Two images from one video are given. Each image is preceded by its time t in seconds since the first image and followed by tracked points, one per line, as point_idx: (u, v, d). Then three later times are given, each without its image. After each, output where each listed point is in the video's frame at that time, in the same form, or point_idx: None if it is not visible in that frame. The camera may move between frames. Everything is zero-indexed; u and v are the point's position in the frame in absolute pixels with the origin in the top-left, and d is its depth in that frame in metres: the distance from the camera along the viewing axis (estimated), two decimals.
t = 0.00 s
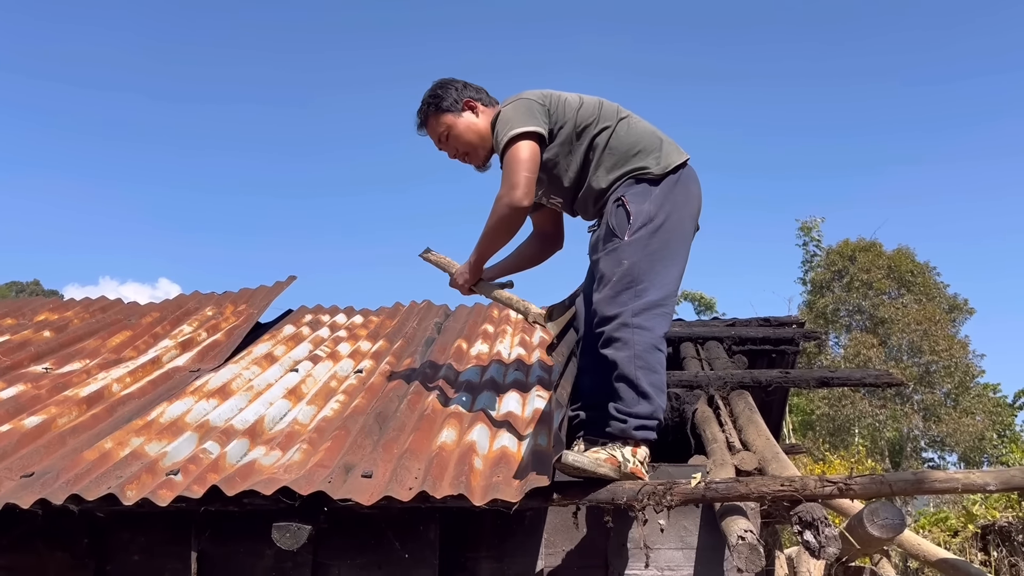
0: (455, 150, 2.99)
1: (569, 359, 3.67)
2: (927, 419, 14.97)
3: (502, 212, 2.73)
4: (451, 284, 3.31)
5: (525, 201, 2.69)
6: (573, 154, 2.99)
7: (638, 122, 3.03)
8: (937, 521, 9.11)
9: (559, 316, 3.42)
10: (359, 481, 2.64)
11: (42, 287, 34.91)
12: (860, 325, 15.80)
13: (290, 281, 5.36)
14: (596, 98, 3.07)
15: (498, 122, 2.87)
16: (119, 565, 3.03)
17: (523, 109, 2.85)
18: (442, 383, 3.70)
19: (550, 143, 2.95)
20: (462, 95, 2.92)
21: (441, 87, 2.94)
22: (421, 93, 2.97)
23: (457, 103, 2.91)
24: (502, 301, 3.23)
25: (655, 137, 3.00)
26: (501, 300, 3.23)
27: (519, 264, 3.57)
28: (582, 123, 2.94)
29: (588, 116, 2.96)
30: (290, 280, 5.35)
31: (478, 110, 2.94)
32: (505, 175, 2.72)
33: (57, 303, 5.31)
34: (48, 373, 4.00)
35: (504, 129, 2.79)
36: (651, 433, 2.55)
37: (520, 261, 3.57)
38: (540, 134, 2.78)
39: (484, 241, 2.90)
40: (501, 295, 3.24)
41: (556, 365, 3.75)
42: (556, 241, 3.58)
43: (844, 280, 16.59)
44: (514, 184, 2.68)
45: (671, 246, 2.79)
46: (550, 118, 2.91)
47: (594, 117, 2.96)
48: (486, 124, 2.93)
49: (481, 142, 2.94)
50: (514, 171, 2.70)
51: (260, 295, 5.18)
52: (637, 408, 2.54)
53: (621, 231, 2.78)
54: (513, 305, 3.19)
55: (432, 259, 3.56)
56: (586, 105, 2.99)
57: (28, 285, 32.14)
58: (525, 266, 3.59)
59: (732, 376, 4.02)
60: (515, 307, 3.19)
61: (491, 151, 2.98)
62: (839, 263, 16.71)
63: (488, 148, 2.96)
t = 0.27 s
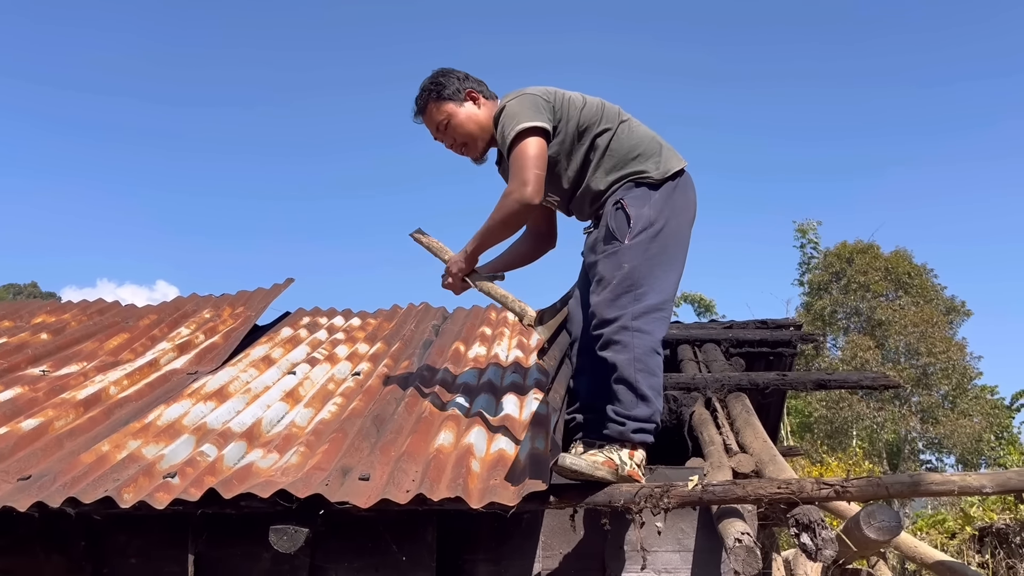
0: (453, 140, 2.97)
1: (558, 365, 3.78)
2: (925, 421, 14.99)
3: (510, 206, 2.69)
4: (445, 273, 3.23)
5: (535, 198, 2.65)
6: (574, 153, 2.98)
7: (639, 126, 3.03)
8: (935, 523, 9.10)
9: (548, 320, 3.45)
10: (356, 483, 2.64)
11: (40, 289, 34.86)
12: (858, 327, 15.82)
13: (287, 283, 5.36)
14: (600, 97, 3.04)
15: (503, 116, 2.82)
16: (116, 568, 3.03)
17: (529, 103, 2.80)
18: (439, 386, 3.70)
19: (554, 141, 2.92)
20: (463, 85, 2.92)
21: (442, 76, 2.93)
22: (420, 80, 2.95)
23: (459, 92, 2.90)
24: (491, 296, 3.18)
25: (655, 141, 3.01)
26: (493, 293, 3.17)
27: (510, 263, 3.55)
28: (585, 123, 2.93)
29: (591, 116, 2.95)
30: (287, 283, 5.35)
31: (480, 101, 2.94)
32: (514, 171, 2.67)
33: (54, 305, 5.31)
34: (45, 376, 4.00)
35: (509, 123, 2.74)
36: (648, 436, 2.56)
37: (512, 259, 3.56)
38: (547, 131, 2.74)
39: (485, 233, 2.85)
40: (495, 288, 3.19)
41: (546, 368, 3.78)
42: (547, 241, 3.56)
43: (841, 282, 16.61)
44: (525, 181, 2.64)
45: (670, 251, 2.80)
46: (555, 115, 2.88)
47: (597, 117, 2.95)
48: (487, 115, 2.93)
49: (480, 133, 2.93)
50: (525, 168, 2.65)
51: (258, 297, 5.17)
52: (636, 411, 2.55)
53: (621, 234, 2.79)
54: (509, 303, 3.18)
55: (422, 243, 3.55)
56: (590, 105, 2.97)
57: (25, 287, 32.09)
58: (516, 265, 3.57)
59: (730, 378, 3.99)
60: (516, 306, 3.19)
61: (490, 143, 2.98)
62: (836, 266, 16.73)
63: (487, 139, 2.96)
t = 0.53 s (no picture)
0: (452, 134, 2.96)
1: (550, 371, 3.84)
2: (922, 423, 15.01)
3: (510, 202, 2.68)
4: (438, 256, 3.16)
5: (535, 196, 2.65)
6: (573, 152, 2.99)
7: (638, 127, 3.03)
8: (932, 525, 9.09)
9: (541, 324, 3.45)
10: (353, 487, 2.64)
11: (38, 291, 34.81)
12: (855, 329, 15.84)
13: (285, 286, 5.36)
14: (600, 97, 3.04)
15: (503, 112, 2.82)
16: (112, 571, 3.03)
17: (530, 101, 2.81)
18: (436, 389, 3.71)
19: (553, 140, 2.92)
20: (464, 79, 2.92)
21: (443, 70, 2.93)
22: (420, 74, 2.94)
23: (461, 86, 2.90)
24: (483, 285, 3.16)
25: (654, 144, 3.01)
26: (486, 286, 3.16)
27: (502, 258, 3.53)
28: (585, 123, 2.93)
29: (591, 116, 2.95)
30: (285, 285, 5.35)
31: (480, 96, 2.94)
32: (515, 167, 2.67)
33: (52, 308, 5.31)
34: (42, 379, 3.99)
35: (510, 119, 2.75)
36: (645, 439, 2.57)
37: (504, 254, 3.53)
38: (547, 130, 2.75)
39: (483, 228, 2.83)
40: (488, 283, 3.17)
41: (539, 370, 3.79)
42: (540, 240, 3.56)
43: (839, 285, 16.63)
44: (526, 178, 2.64)
45: (668, 254, 2.81)
46: (555, 114, 2.88)
47: (597, 117, 2.95)
48: (487, 110, 2.93)
49: (480, 128, 2.94)
50: (526, 165, 2.65)
51: (256, 299, 5.18)
52: (633, 414, 2.55)
53: (619, 237, 2.79)
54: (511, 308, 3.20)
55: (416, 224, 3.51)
56: (590, 105, 2.97)
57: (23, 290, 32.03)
58: (506, 259, 3.55)
59: (726, 382, 4.04)
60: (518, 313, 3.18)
61: (489, 139, 2.99)
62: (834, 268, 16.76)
63: (487, 135, 2.96)
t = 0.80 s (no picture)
0: (451, 136, 2.97)
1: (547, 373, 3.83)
2: (919, 425, 15.03)
3: (503, 193, 2.66)
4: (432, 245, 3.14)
5: (529, 190, 2.63)
6: (571, 151, 2.99)
7: (636, 128, 3.04)
8: (929, 528, 9.09)
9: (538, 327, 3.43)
10: (349, 489, 2.64)
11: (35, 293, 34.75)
12: (852, 332, 15.87)
13: (282, 288, 5.35)
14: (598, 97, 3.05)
15: (501, 110, 2.82)
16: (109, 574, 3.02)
17: (529, 98, 2.81)
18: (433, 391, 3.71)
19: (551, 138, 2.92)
20: (459, 80, 2.90)
21: (438, 71, 2.92)
22: (415, 76, 2.94)
23: (455, 88, 2.89)
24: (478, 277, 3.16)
25: (652, 145, 3.02)
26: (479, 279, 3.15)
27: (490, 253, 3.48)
28: (583, 122, 2.94)
29: (589, 115, 2.95)
30: (282, 287, 5.35)
31: (476, 96, 2.93)
32: (510, 160, 2.67)
33: (49, 310, 5.30)
34: (39, 381, 3.98)
35: (507, 117, 2.75)
36: (641, 441, 2.57)
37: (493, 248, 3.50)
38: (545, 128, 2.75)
39: (476, 220, 2.82)
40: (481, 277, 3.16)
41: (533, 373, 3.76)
42: (529, 241, 3.54)
43: (836, 287, 16.66)
44: (521, 171, 2.63)
45: (664, 256, 2.82)
46: (555, 111, 2.88)
47: (596, 117, 2.96)
48: (485, 110, 2.93)
49: (478, 129, 2.93)
50: (521, 158, 2.65)
51: (253, 302, 5.17)
52: (630, 417, 2.56)
53: (616, 238, 2.80)
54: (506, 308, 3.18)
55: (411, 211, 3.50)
56: (589, 104, 2.98)
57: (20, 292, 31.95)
58: (494, 255, 3.50)
59: (723, 384, 4.04)
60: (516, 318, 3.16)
61: (487, 138, 2.99)
62: (831, 270, 16.79)
63: (486, 135, 2.96)
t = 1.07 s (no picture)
0: (449, 135, 2.99)
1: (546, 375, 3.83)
2: (916, 427, 15.05)
3: (503, 194, 2.67)
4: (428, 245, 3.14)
5: (529, 190, 2.64)
6: (568, 151, 2.99)
7: (634, 127, 3.05)
8: (927, 530, 9.10)
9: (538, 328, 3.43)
10: (346, 491, 2.64)
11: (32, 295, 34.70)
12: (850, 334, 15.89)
13: (279, 290, 5.36)
14: (595, 97, 3.06)
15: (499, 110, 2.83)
16: None
17: (526, 98, 2.81)
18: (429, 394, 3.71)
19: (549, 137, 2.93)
20: (457, 79, 2.91)
21: (435, 71, 2.92)
22: (412, 75, 2.95)
23: (453, 88, 2.90)
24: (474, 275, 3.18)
25: (649, 144, 3.03)
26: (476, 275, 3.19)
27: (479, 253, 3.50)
28: (581, 121, 2.94)
29: (587, 115, 2.96)
30: (280, 289, 5.35)
31: (474, 95, 2.93)
32: (509, 161, 2.68)
33: (46, 311, 5.30)
34: (35, 383, 3.98)
35: (504, 118, 2.76)
36: (638, 444, 2.57)
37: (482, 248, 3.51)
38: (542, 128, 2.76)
39: (476, 220, 2.82)
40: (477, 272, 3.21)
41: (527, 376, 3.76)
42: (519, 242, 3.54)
43: (834, 289, 16.69)
44: (521, 171, 2.64)
45: (661, 257, 2.83)
46: (552, 111, 2.89)
47: (593, 116, 2.97)
48: (482, 110, 2.93)
49: (476, 128, 2.95)
50: (521, 159, 2.66)
51: (250, 303, 5.18)
52: (627, 419, 2.56)
53: (613, 239, 2.80)
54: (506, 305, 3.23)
55: (399, 205, 3.49)
56: (587, 103, 2.98)
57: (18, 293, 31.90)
58: (485, 254, 3.52)
59: (720, 386, 4.03)
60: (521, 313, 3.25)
61: (485, 138, 2.99)
62: (829, 272, 16.81)
63: (484, 135, 2.97)
